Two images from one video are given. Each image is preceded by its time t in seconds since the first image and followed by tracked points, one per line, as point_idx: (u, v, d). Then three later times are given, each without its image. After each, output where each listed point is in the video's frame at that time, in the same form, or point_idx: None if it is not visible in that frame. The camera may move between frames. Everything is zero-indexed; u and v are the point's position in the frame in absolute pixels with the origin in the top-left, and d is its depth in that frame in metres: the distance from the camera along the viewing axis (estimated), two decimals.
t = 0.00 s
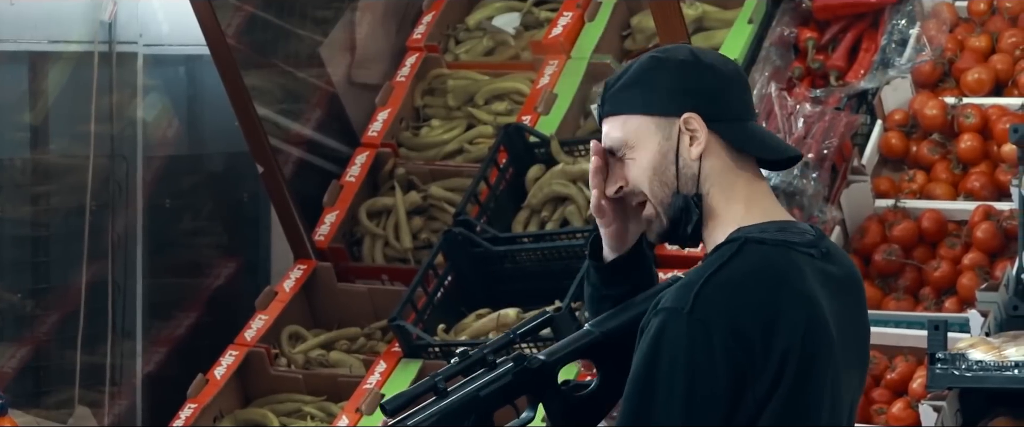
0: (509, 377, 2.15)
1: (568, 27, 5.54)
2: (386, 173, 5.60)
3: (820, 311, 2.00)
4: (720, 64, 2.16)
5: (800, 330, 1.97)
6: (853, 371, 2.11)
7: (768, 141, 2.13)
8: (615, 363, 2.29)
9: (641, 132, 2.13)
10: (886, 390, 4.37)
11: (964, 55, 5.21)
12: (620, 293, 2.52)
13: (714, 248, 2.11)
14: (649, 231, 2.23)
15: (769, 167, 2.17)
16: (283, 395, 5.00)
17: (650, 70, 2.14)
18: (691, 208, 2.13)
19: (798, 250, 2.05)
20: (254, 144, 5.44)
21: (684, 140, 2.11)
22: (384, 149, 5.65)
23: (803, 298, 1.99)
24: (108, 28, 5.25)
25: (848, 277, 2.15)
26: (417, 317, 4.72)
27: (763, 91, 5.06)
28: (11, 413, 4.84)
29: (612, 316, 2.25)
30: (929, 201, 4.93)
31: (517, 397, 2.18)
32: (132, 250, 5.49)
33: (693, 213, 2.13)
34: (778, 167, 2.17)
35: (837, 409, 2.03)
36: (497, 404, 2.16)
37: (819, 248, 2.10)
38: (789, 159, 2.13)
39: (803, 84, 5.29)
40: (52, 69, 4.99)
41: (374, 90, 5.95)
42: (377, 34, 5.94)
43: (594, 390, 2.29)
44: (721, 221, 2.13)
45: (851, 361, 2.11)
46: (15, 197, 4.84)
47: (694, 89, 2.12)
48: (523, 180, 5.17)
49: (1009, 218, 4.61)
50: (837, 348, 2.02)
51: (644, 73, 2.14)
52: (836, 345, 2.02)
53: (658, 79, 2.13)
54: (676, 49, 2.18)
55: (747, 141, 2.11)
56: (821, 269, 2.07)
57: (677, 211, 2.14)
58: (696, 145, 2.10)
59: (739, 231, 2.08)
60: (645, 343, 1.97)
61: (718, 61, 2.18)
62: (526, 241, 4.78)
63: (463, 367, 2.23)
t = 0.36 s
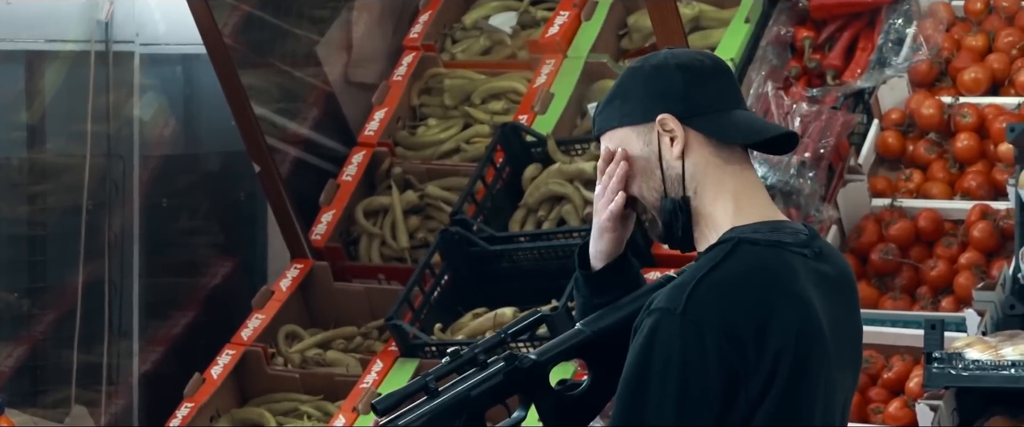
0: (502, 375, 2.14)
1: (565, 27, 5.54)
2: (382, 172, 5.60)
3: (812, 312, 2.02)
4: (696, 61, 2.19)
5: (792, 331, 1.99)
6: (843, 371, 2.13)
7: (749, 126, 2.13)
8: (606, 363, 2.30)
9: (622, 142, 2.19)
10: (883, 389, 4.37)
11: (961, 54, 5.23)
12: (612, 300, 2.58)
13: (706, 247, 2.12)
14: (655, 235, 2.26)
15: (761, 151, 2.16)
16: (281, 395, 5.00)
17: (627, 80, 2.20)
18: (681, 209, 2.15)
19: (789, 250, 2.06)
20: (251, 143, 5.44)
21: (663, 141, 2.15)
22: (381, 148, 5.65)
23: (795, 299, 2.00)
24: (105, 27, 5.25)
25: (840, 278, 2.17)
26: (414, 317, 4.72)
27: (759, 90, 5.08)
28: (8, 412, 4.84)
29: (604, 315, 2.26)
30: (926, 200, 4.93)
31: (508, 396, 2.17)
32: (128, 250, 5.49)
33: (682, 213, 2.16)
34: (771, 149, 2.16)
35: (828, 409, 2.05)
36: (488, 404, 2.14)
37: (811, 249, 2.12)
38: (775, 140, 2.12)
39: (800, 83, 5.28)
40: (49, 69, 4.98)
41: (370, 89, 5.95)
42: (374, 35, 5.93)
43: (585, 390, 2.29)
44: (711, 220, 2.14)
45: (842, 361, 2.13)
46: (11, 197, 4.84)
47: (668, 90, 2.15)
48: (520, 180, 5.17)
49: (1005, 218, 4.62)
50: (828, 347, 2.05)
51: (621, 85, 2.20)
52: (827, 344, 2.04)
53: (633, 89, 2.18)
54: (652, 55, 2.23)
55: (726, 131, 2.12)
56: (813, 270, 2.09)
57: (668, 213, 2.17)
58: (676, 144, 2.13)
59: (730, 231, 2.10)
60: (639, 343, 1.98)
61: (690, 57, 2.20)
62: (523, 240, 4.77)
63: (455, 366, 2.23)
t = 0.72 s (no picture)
0: (502, 373, 2.13)
1: (564, 28, 5.53)
2: (382, 174, 5.59)
3: (820, 315, 2.04)
4: (725, 65, 2.23)
5: (801, 334, 2.02)
6: (847, 374, 2.16)
7: (774, 142, 2.20)
8: (605, 365, 2.29)
9: (656, 131, 2.14)
10: (882, 391, 4.37)
11: (960, 55, 5.24)
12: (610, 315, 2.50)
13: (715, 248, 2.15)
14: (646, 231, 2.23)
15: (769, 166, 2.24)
16: (280, 397, 5.00)
17: (663, 69, 2.17)
18: (700, 212, 2.17)
19: (798, 253, 2.09)
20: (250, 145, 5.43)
21: (700, 140, 2.15)
22: (380, 150, 5.64)
23: (805, 302, 2.03)
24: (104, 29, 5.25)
25: (844, 284, 2.20)
26: (413, 318, 4.72)
27: (759, 91, 5.10)
28: (8, 414, 4.84)
29: (604, 316, 2.27)
30: (926, 202, 4.93)
31: (507, 395, 2.15)
32: (128, 251, 5.48)
33: (700, 216, 2.18)
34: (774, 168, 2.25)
35: (834, 411, 2.08)
36: (487, 402, 2.11)
37: (818, 253, 2.15)
38: (789, 159, 2.22)
39: (799, 84, 5.28)
40: (48, 71, 4.99)
41: (369, 91, 5.95)
42: (372, 37, 5.93)
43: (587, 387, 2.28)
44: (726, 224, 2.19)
45: (846, 364, 2.16)
46: (11, 198, 4.85)
47: (707, 90, 2.17)
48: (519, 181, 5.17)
49: (1005, 220, 4.62)
50: (834, 350, 2.08)
51: (657, 73, 2.17)
52: (834, 347, 2.07)
53: (674, 80, 2.16)
54: (682, 49, 2.22)
55: (756, 141, 2.18)
56: (821, 273, 2.12)
57: (686, 213, 2.17)
58: (712, 145, 2.15)
59: (739, 234, 2.12)
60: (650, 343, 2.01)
61: (722, 62, 2.24)
62: (523, 242, 4.76)
63: (457, 363, 2.23)
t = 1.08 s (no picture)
0: (508, 387, 2.22)
1: (565, 32, 5.53)
2: (382, 178, 5.59)
3: (815, 317, 2.10)
4: (753, 73, 2.36)
5: (796, 336, 2.07)
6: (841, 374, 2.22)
7: (777, 160, 2.32)
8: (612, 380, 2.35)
9: (670, 117, 2.27)
10: (883, 395, 4.40)
11: (961, 60, 5.25)
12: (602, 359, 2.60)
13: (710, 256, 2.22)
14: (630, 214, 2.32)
15: (766, 184, 2.36)
16: (281, 401, 5.00)
17: (693, 61, 2.30)
18: (693, 206, 2.29)
19: (792, 257, 2.16)
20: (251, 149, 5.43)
21: (708, 139, 2.27)
22: (380, 154, 5.64)
23: (798, 305, 2.09)
24: (104, 33, 5.26)
25: (838, 285, 2.26)
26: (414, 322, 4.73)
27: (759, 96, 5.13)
28: (9, 418, 4.84)
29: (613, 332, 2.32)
30: (926, 206, 4.93)
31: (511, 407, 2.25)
32: (128, 256, 5.48)
33: (693, 211, 2.29)
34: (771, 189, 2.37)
35: (833, 409, 2.13)
36: (492, 414, 2.22)
37: (811, 255, 2.21)
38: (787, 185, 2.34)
39: (799, 89, 5.32)
40: (48, 75, 4.99)
41: (370, 95, 5.94)
42: (373, 41, 5.91)
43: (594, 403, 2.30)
44: (720, 221, 2.30)
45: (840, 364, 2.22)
46: (11, 202, 4.83)
47: (727, 92, 2.30)
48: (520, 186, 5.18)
49: (1005, 224, 4.63)
50: (830, 350, 2.13)
51: (686, 61, 2.30)
52: (829, 349, 2.13)
53: (700, 72, 2.29)
54: (718, 46, 2.35)
55: (761, 156, 2.30)
56: (814, 276, 2.18)
57: (679, 205, 2.28)
58: (718, 146, 2.27)
59: (734, 240, 2.19)
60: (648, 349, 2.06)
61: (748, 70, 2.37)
62: (523, 247, 4.76)
63: (462, 375, 2.27)
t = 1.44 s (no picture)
0: (501, 406, 2.42)
1: (565, 43, 5.54)
2: (382, 189, 5.59)
3: (802, 328, 2.12)
4: (758, 90, 2.38)
5: (785, 349, 2.10)
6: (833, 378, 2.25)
7: (771, 183, 2.36)
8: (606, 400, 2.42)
9: (668, 126, 2.29)
10: (882, 407, 4.40)
11: (960, 71, 5.24)
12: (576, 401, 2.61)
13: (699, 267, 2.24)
14: (616, 212, 2.37)
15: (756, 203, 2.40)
16: (281, 412, 4.98)
17: (700, 72, 2.32)
18: (681, 215, 2.33)
19: (780, 268, 2.18)
20: (251, 160, 5.42)
21: (703, 153, 2.30)
22: (380, 166, 5.64)
23: (786, 317, 2.11)
24: (104, 44, 5.29)
25: (826, 292, 2.29)
26: (413, 334, 4.72)
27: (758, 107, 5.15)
28: None
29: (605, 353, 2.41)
30: (926, 217, 4.93)
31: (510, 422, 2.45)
32: (128, 268, 5.48)
33: (681, 220, 2.34)
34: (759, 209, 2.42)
35: (825, 418, 2.16)
36: None
37: (797, 265, 2.23)
38: (775, 207, 2.38)
39: (799, 100, 5.30)
40: (48, 86, 4.99)
41: (370, 107, 5.94)
42: (373, 52, 5.94)
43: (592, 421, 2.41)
44: (707, 233, 2.34)
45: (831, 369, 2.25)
46: (11, 215, 4.82)
47: (729, 109, 2.32)
48: (519, 197, 5.18)
49: (1005, 235, 4.62)
50: (819, 359, 2.16)
51: (693, 72, 2.31)
52: (819, 357, 2.15)
53: (705, 84, 2.31)
54: (727, 59, 2.37)
55: (753, 177, 2.34)
56: (801, 286, 2.20)
57: (667, 213, 2.32)
58: (711, 161, 2.30)
59: (723, 252, 2.21)
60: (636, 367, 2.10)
61: (756, 86, 2.38)
62: (522, 258, 4.77)
63: (459, 392, 2.49)
